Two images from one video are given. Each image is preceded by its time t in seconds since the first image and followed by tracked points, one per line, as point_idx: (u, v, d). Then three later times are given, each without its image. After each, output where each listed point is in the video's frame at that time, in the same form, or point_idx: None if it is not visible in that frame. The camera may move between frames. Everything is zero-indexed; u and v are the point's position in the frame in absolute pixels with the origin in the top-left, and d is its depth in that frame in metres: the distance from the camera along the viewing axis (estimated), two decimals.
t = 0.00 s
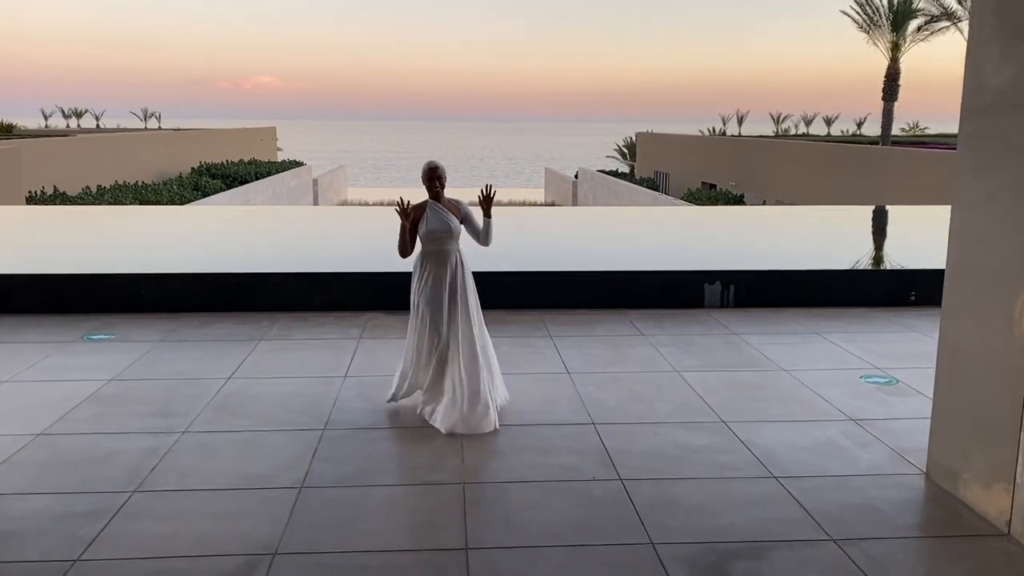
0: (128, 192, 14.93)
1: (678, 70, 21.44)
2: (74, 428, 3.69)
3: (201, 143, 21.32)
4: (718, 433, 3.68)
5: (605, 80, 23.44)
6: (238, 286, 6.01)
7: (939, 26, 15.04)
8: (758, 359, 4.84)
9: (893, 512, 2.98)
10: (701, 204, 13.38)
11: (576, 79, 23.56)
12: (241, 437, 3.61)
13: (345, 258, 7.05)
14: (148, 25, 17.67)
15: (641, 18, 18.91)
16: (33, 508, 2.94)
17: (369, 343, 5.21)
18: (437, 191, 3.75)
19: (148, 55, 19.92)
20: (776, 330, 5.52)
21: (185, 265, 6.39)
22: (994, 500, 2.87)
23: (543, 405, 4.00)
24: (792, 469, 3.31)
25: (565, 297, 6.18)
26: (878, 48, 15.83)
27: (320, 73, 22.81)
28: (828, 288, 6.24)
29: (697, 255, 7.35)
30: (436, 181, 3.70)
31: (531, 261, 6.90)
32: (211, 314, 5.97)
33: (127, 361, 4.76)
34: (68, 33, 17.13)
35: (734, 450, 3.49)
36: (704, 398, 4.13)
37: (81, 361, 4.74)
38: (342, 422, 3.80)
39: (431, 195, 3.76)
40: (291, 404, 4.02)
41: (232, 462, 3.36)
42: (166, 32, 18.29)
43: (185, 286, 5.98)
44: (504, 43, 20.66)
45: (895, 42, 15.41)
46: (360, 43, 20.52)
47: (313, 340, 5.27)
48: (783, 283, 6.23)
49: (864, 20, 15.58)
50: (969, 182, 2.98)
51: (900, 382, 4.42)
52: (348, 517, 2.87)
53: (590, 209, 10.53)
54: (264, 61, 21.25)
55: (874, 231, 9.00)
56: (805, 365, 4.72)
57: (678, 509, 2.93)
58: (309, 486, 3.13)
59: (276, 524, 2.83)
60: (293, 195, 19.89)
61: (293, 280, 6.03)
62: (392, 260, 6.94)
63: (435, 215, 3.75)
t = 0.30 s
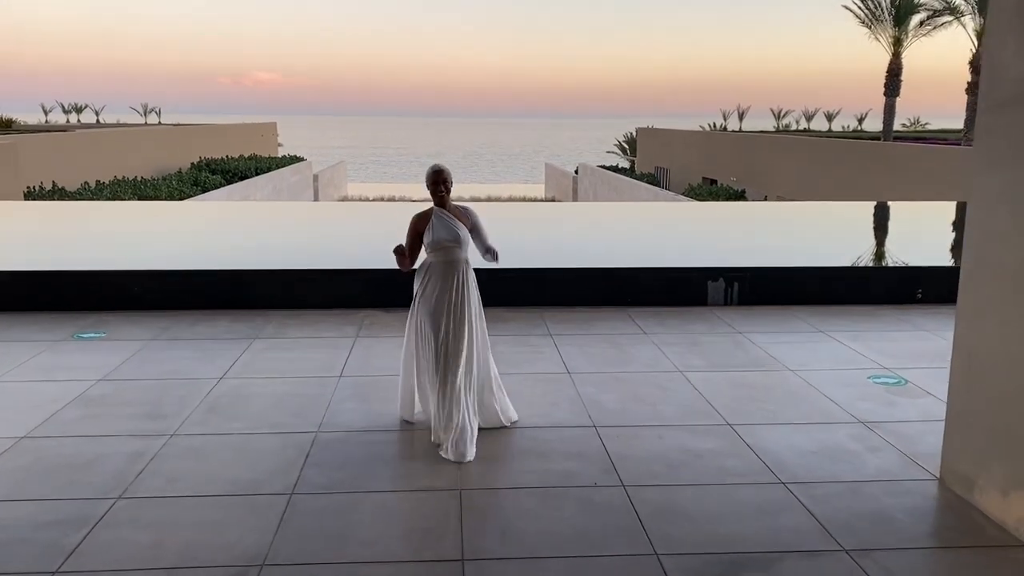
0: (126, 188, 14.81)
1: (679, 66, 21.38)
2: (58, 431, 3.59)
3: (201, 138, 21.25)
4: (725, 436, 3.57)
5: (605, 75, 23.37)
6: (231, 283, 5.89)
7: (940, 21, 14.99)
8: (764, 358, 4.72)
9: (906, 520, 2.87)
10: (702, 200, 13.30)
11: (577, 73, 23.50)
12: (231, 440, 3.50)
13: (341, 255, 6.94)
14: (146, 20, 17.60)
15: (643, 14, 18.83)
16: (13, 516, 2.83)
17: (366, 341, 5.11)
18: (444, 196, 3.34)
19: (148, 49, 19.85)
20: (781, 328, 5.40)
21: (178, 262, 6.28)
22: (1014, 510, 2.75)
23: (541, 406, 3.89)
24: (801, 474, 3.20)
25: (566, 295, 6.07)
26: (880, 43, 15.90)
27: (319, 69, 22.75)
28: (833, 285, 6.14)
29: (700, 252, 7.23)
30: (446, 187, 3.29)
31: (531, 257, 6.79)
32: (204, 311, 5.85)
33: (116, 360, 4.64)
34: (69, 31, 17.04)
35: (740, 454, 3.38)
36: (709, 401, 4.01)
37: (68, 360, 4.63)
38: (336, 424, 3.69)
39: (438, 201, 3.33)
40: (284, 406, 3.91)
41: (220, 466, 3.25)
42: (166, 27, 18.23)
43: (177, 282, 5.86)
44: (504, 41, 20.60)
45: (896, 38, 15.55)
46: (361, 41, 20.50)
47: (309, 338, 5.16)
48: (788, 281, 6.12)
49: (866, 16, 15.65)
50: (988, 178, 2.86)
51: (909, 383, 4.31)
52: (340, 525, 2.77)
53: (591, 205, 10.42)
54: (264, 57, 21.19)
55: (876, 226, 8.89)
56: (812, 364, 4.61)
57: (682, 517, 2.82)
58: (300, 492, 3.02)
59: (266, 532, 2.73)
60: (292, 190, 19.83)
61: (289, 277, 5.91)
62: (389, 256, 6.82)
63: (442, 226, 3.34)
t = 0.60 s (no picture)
0: (126, 183, 14.68)
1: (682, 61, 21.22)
2: (42, 438, 3.47)
3: (202, 133, 21.14)
4: (731, 445, 3.44)
5: (609, 69, 23.23)
6: (226, 282, 5.77)
7: (948, 15, 14.83)
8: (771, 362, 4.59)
9: (922, 536, 2.74)
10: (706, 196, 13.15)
11: (580, 68, 23.35)
12: (219, 448, 3.38)
13: (339, 253, 6.82)
14: (147, 15, 17.47)
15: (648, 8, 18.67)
16: None
17: (362, 342, 4.99)
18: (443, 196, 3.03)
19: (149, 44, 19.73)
20: (788, 330, 5.28)
21: (172, 261, 6.16)
22: None
23: (541, 413, 3.77)
24: (811, 487, 3.07)
25: (568, 295, 5.94)
26: (886, 37, 15.63)
27: (321, 64, 22.61)
28: (840, 285, 6.01)
29: (704, 250, 7.10)
30: (446, 184, 2.98)
31: (532, 255, 6.66)
32: (198, 312, 5.73)
33: (105, 363, 4.53)
34: (68, 24, 16.84)
35: (747, 464, 3.25)
36: (716, 407, 3.87)
37: (57, 362, 4.52)
38: (328, 431, 3.57)
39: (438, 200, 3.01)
40: (275, 413, 3.78)
41: (206, 476, 3.13)
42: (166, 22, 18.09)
43: (170, 282, 5.74)
44: (507, 37, 20.45)
45: (903, 32, 15.24)
46: (363, 37, 20.37)
47: (304, 339, 5.04)
48: (795, 281, 5.98)
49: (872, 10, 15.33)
50: (1008, 179, 2.72)
51: (921, 388, 4.17)
52: (329, 540, 2.65)
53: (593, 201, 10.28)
54: (266, 52, 21.06)
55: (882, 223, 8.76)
56: (820, 368, 4.49)
57: (687, 533, 2.70)
58: (288, 505, 2.90)
59: (251, 548, 2.61)
60: (294, 186, 19.72)
61: (285, 276, 5.79)
62: (388, 255, 6.70)
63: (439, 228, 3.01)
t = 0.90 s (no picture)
0: (130, 176, 14.62)
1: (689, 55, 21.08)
2: (32, 441, 3.37)
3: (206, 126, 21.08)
4: (743, 450, 3.33)
5: (614, 62, 23.10)
6: (225, 279, 5.67)
7: (957, 9, 14.59)
8: (782, 363, 4.48)
9: (942, 548, 2.63)
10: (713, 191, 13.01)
11: (586, 62, 23.23)
12: (214, 453, 3.28)
13: (341, 248, 6.72)
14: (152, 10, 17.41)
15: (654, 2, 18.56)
16: None
17: (364, 341, 4.89)
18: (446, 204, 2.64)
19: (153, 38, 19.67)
20: (798, 329, 5.16)
21: (171, 257, 6.06)
22: None
23: (546, 416, 3.66)
24: (826, 495, 2.96)
25: (573, 293, 5.83)
26: (894, 31, 15.49)
27: (326, 58, 22.54)
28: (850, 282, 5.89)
29: (711, 246, 6.97)
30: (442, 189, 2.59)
31: (537, 251, 6.56)
32: (197, 309, 5.63)
33: (101, 362, 4.43)
34: (73, 17, 16.79)
35: (758, 470, 3.14)
36: (726, 411, 3.76)
37: (52, 361, 4.43)
38: (327, 435, 3.47)
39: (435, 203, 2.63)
40: (272, 415, 3.68)
41: (199, 481, 3.03)
42: (170, 17, 18.02)
43: (169, 279, 5.64)
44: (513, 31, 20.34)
45: (911, 26, 15.11)
46: (368, 32, 20.29)
47: (304, 338, 4.94)
48: (805, 278, 5.86)
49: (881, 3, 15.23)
50: None
51: (937, 391, 4.06)
52: (325, 550, 2.55)
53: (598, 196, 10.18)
54: (271, 46, 20.99)
55: (889, 218, 8.64)
56: (832, 369, 4.37)
57: (696, 544, 2.59)
58: (283, 513, 2.80)
59: (244, 560, 2.51)
60: (298, 180, 19.68)
61: (286, 273, 5.69)
62: (390, 251, 6.59)
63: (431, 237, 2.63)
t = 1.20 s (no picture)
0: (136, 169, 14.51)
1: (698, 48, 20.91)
2: (26, 442, 3.26)
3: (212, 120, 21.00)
4: (760, 455, 3.20)
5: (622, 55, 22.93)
6: (227, 276, 5.56)
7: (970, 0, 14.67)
8: (798, 362, 4.35)
9: (974, 559, 2.50)
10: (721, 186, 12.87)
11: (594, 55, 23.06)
12: (212, 456, 3.16)
13: (345, 244, 6.60)
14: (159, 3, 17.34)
15: None
16: None
17: (368, 338, 4.77)
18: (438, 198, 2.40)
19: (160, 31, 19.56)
20: (813, 327, 5.03)
21: (173, 252, 5.95)
22: None
23: (555, 418, 3.53)
24: (850, 504, 2.82)
25: (582, 289, 5.70)
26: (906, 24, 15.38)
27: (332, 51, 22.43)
28: (865, 279, 5.75)
29: (721, 241, 6.84)
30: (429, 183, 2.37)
31: (545, 247, 6.43)
32: (198, 306, 5.52)
33: (100, 360, 4.33)
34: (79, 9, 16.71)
35: (778, 477, 3.01)
36: (743, 413, 3.62)
37: (50, 359, 4.32)
38: (329, 437, 3.35)
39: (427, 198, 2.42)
40: (273, 416, 3.56)
41: (197, 487, 2.91)
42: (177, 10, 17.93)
43: (170, 275, 5.53)
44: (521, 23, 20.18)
45: (923, 18, 15.14)
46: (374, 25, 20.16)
47: (308, 335, 4.83)
48: (820, 275, 5.72)
49: None
50: None
51: (960, 392, 3.92)
52: (326, 562, 2.43)
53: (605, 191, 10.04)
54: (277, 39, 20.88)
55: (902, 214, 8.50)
56: (851, 369, 4.23)
57: (715, 556, 2.47)
58: (283, 521, 2.68)
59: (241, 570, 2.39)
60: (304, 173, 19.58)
61: (289, 269, 5.57)
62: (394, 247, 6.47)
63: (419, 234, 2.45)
